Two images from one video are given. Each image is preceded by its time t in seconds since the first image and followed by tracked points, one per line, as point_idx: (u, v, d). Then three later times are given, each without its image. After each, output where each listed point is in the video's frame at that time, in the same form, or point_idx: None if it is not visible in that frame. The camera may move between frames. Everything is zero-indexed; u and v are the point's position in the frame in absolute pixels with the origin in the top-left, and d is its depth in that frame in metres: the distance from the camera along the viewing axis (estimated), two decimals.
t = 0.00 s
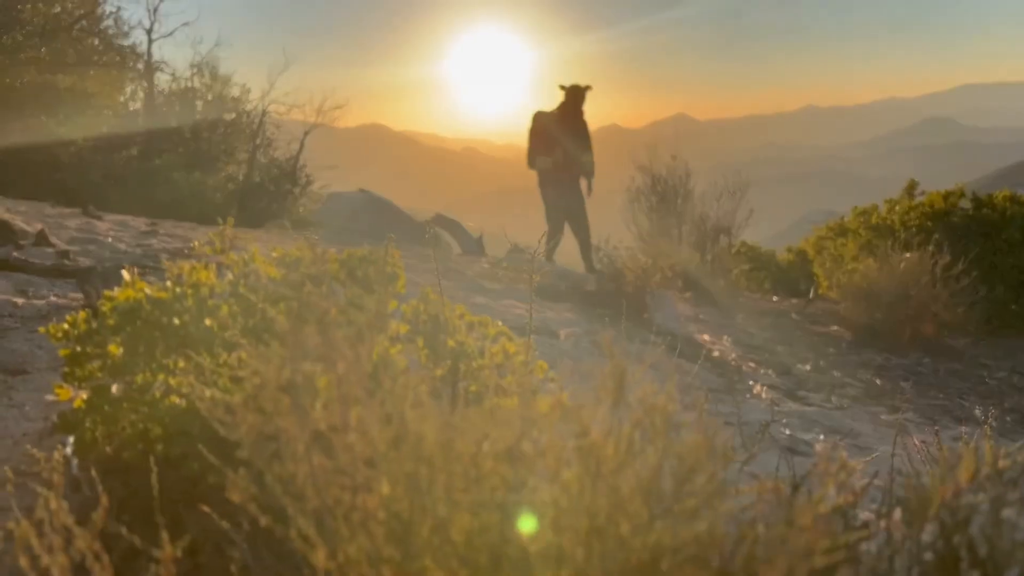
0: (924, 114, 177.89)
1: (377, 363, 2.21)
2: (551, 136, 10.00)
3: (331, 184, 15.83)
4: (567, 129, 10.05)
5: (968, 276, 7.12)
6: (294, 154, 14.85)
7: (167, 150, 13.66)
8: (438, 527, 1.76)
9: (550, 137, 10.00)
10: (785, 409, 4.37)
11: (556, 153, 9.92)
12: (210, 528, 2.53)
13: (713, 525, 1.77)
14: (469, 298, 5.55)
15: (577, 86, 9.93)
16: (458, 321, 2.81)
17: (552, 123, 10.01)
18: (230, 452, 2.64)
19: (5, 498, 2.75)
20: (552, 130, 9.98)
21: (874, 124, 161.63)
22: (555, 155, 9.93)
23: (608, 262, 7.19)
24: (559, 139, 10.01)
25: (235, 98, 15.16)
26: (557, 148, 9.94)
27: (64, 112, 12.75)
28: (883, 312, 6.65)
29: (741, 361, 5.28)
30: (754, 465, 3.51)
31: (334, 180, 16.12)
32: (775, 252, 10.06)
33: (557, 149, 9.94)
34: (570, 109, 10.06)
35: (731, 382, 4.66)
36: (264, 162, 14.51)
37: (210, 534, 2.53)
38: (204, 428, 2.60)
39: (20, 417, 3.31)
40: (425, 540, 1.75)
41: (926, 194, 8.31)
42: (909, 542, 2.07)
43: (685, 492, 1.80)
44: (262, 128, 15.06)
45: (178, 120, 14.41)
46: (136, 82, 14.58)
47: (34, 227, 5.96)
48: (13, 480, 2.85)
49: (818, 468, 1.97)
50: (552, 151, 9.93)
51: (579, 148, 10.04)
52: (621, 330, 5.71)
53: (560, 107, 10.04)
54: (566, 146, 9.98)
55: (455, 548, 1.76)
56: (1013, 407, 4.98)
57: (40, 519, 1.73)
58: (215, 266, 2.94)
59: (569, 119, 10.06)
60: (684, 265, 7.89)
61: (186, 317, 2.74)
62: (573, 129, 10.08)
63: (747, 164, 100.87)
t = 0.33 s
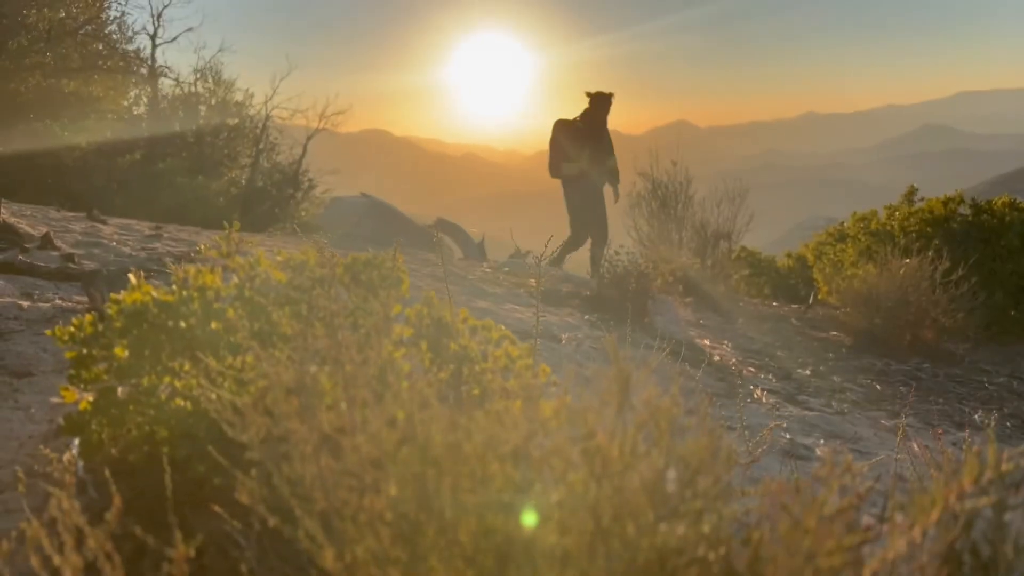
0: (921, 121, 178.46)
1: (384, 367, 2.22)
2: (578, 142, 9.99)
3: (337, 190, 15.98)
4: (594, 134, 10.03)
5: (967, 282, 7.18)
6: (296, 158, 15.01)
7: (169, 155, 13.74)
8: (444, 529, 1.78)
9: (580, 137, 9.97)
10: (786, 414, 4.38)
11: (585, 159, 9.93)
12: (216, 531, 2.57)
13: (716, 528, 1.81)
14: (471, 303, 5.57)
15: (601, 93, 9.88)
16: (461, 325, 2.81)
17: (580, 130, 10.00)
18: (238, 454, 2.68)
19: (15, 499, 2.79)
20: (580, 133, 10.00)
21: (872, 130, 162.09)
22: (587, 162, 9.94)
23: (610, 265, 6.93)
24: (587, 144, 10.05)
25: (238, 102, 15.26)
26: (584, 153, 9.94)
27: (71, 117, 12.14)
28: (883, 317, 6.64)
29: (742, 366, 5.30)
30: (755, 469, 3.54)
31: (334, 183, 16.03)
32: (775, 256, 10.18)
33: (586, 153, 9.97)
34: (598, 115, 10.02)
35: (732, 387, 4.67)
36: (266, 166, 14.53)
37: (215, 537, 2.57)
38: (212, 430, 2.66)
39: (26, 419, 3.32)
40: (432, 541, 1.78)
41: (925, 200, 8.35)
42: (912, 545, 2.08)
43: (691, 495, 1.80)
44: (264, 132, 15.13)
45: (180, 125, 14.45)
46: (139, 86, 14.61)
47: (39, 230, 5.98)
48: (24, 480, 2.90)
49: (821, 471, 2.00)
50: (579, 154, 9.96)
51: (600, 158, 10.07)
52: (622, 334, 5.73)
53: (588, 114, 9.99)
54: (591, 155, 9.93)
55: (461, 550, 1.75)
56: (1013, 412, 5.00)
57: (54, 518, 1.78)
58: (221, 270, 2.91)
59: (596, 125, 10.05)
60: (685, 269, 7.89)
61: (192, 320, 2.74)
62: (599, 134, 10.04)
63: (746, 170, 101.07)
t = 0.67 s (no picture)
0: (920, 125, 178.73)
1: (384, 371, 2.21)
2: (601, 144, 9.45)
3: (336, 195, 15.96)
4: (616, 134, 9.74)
5: (966, 288, 7.18)
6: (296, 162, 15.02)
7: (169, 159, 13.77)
8: (443, 535, 1.78)
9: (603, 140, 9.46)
10: (785, 420, 4.38)
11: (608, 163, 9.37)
12: (215, 536, 2.57)
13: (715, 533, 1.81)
14: (470, 307, 5.57)
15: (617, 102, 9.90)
16: (460, 330, 2.81)
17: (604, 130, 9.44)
18: (237, 460, 2.69)
19: (14, 503, 2.79)
20: (598, 137, 10.03)
21: (871, 135, 162.32)
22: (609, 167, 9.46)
23: (609, 273, 6.96)
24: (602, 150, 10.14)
25: (238, 107, 15.37)
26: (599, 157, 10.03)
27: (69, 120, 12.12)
28: (883, 322, 6.64)
29: (741, 371, 5.29)
30: (754, 476, 3.54)
31: (333, 186, 16.09)
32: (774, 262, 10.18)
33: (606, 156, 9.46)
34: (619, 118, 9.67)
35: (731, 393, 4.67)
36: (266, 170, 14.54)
37: (213, 542, 2.56)
38: (211, 435, 2.67)
39: (24, 424, 3.32)
40: (431, 546, 1.79)
41: (925, 206, 8.35)
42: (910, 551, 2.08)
43: (691, 501, 1.79)
44: (264, 137, 15.16)
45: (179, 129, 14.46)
46: (139, 91, 14.62)
47: (38, 234, 5.97)
48: (23, 485, 2.90)
49: (819, 477, 2.01)
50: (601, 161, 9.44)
51: (602, 163, 10.08)
52: (621, 339, 5.72)
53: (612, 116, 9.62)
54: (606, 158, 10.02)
55: (460, 555, 1.76)
56: (1012, 419, 5.00)
57: (53, 523, 1.78)
58: (220, 275, 2.92)
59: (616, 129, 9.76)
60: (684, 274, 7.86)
61: (191, 325, 2.75)
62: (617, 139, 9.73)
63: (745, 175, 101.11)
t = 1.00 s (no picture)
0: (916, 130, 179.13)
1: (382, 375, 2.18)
2: (611, 156, 8.94)
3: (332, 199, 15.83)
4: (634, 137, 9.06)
5: (965, 293, 7.17)
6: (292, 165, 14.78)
7: (164, 163, 13.59)
8: (439, 541, 1.74)
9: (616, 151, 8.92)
10: (784, 425, 4.35)
11: (625, 172, 8.92)
12: (209, 543, 2.54)
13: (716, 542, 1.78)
14: (468, 312, 5.54)
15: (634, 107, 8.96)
16: (457, 335, 2.79)
17: (612, 142, 8.90)
18: (231, 464, 2.66)
19: (7, 509, 2.76)
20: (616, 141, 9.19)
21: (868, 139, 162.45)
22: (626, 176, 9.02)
23: (608, 279, 6.89)
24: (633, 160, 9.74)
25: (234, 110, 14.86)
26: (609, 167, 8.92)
27: (64, 122, 12.68)
28: (882, 327, 6.62)
29: (739, 377, 5.26)
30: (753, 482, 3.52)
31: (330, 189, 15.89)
32: (772, 266, 10.18)
33: (622, 168, 8.99)
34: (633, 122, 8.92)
35: (730, 398, 4.64)
36: (263, 174, 14.49)
37: (209, 549, 2.53)
38: (207, 438, 2.65)
39: (17, 428, 3.28)
40: (427, 553, 1.73)
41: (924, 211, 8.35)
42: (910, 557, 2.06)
43: (689, 506, 1.77)
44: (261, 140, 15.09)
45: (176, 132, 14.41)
46: (135, 94, 14.58)
47: (33, 238, 5.94)
48: (16, 490, 2.86)
49: (818, 481, 1.99)
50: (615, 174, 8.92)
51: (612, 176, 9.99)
52: (620, 344, 5.67)
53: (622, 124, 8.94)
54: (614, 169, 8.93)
55: (457, 562, 1.72)
56: (1011, 425, 4.98)
57: (46, 528, 1.77)
58: (216, 278, 2.88)
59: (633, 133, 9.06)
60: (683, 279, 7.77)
61: (187, 329, 2.72)
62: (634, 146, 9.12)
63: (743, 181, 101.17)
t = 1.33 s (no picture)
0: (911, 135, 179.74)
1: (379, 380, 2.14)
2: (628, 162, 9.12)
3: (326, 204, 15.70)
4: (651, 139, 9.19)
5: (961, 296, 7.17)
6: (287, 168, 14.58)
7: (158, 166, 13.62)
8: (435, 545, 1.73)
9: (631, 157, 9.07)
10: (780, 429, 4.35)
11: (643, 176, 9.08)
12: (203, 548, 2.54)
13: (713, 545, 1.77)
14: (464, 316, 5.51)
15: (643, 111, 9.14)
16: (453, 338, 2.77)
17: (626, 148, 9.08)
18: (223, 469, 2.62)
19: None
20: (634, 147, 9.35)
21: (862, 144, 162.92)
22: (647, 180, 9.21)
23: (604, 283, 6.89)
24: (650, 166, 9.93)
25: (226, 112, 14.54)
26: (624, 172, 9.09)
27: (57, 125, 12.48)
28: (879, 331, 6.61)
29: (736, 380, 5.25)
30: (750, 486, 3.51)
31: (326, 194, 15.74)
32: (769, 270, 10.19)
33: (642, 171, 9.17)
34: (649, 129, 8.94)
35: (725, 402, 4.63)
36: (257, 177, 14.44)
37: (202, 555, 2.54)
38: (201, 442, 2.60)
39: (9, 433, 3.26)
40: (422, 557, 1.73)
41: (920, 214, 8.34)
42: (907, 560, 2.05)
43: (685, 510, 1.76)
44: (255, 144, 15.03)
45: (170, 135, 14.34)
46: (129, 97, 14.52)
47: (25, 241, 5.91)
48: (7, 495, 2.85)
49: (816, 485, 1.97)
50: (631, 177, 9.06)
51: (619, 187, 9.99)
52: (616, 347, 5.66)
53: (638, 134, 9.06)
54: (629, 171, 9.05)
55: (452, 567, 1.73)
56: (1007, 428, 4.98)
57: (40, 532, 1.77)
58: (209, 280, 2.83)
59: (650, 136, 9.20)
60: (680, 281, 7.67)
61: (180, 332, 2.70)
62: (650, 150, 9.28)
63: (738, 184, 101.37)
